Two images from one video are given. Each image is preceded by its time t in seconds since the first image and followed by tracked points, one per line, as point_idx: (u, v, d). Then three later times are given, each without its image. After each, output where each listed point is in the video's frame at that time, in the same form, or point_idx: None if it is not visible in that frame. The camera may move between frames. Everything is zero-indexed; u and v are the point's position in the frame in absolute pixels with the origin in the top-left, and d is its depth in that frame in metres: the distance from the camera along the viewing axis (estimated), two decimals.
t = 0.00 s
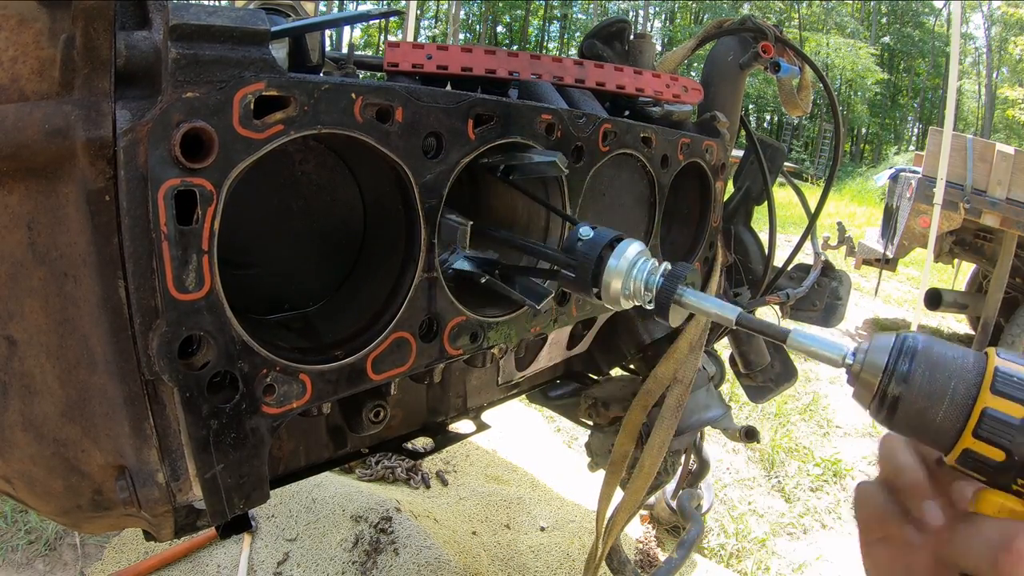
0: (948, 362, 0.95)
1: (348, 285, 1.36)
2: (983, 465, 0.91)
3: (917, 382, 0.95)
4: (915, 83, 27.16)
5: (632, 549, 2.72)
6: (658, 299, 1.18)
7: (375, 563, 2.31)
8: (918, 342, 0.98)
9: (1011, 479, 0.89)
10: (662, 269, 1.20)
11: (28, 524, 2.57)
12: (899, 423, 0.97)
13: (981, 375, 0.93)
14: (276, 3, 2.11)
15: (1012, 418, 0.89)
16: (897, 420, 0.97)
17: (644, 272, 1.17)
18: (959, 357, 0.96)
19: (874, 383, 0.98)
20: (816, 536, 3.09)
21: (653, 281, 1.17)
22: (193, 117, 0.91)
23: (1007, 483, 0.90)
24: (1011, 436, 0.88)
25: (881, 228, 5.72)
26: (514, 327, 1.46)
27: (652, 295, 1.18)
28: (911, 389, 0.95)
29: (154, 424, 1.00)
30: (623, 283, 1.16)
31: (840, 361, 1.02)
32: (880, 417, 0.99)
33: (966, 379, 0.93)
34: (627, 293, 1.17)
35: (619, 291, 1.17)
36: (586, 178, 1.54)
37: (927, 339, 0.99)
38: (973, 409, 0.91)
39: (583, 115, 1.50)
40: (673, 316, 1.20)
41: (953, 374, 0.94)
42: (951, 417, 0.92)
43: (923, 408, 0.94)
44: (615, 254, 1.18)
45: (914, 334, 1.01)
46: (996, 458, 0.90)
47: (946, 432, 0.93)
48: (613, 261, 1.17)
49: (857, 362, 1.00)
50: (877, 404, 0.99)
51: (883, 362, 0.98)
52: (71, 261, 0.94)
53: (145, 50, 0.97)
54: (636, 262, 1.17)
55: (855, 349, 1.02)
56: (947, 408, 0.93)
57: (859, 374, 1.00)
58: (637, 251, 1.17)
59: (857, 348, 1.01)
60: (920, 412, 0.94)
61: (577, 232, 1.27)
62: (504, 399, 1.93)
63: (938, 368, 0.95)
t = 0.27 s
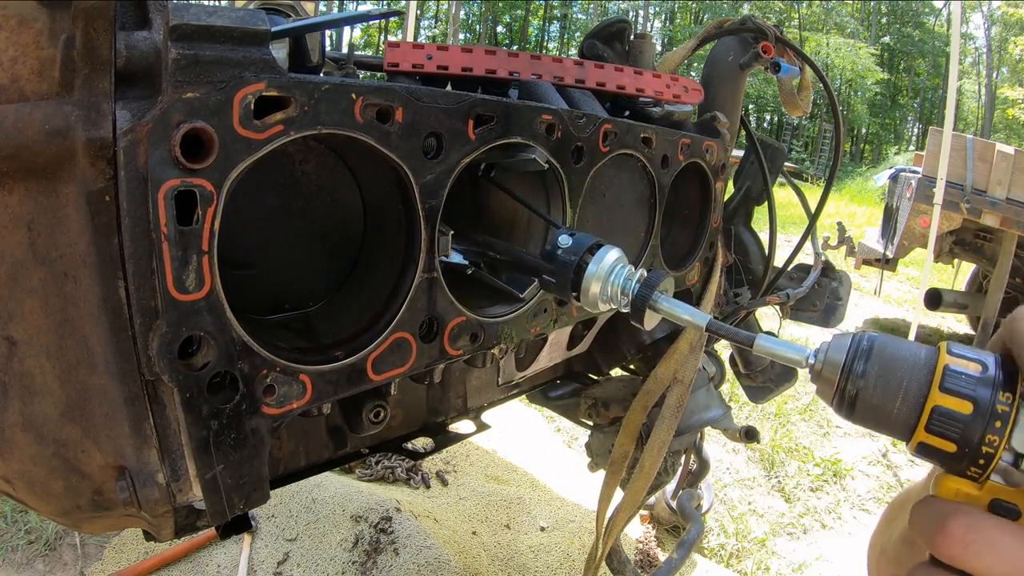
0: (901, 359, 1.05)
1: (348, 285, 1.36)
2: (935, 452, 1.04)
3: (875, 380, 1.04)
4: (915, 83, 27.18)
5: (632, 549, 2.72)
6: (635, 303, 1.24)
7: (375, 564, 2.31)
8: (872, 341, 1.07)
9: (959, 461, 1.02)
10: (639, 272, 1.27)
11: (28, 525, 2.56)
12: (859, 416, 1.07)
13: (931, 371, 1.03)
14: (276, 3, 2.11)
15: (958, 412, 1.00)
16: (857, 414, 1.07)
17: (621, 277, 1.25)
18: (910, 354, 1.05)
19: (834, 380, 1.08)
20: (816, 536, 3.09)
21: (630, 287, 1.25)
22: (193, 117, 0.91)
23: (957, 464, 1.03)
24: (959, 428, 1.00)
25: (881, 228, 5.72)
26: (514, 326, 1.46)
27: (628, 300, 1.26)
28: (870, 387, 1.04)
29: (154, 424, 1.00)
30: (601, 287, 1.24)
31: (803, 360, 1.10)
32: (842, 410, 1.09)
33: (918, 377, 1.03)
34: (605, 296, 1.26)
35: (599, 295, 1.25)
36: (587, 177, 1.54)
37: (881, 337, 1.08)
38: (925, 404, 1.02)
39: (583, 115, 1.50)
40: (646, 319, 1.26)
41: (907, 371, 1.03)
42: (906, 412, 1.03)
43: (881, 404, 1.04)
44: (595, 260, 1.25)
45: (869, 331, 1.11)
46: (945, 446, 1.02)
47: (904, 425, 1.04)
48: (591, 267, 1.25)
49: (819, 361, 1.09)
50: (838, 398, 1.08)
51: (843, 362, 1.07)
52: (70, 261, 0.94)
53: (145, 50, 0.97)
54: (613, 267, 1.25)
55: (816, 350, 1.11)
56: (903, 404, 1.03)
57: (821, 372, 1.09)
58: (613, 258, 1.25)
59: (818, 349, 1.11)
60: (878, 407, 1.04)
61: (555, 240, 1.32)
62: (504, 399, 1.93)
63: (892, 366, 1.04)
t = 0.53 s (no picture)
0: (908, 349, 0.99)
1: (348, 286, 1.36)
2: (942, 446, 0.98)
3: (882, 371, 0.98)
4: (915, 83, 27.19)
5: (632, 549, 2.72)
6: (630, 295, 1.20)
7: (375, 564, 2.31)
8: (879, 330, 1.01)
9: (967, 455, 0.97)
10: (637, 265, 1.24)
11: (28, 524, 2.56)
12: (864, 408, 1.01)
13: (939, 362, 0.97)
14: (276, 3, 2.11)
15: (967, 404, 0.95)
16: (862, 406, 1.01)
17: (617, 269, 1.22)
18: (917, 343, 0.99)
19: (838, 371, 1.01)
20: (816, 536, 3.09)
21: (624, 278, 1.21)
22: (193, 117, 0.91)
23: (965, 458, 0.98)
24: (968, 422, 0.95)
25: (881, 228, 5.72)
26: (514, 326, 1.46)
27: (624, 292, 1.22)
28: (876, 379, 0.98)
29: (154, 424, 1.00)
30: (594, 278, 1.22)
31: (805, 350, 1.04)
32: (845, 402, 1.02)
33: (926, 368, 0.97)
34: (599, 288, 1.23)
35: (594, 288, 1.23)
36: (587, 177, 1.54)
37: (886, 326, 1.02)
38: (933, 396, 0.96)
39: (583, 115, 1.50)
40: (643, 312, 1.20)
41: (914, 362, 0.98)
42: (915, 404, 0.97)
43: (887, 396, 0.98)
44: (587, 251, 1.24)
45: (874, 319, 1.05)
46: (954, 439, 0.96)
47: (911, 418, 0.98)
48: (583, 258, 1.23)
49: (822, 351, 1.03)
50: (842, 389, 1.02)
51: (849, 353, 1.01)
52: (71, 261, 0.94)
53: (145, 50, 0.97)
54: (607, 259, 1.22)
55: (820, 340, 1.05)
56: (911, 396, 0.97)
57: (824, 362, 1.03)
58: (606, 249, 1.23)
59: (822, 339, 1.04)
60: (885, 400, 0.98)
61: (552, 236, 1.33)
62: (504, 399, 1.93)
63: (899, 356, 0.98)
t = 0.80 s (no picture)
0: (917, 331, 0.97)
1: (348, 285, 1.36)
2: (951, 431, 0.97)
3: (890, 356, 0.96)
4: (915, 83, 27.19)
5: (632, 549, 2.72)
6: (633, 278, 1.25)
7: (375, 564, 2.31)
8: (885, 312, 0.99)
9: (976, 440, 0.96)
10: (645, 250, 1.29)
11: (28, 524, 2.57)
12: (870, 392, 0.99)
13: (947, 346, 0.95)
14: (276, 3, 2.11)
15: (977, 391, 0.93)
16: (871, 391, 0.99)
17: (623, 254, 1.28)
18: (925, 326, 0.97)
19: (844, 355, 1.00)
20: (816, 536, 3.09)
21: (627, 261, 1.27)
22: (193, 117, 0.91)
23: (974, 444, 0.96)
24: (978, 408, 0.93)
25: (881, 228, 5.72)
26: (514, 326, 1.46)
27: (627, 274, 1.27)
28: (884, 362, 0.96)
29: (154, 424, 1.00)
30: (598, 261, 1.28)
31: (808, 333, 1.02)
32: (852, 386, 1.01)
33: (934, 352, 0.95)
34: (604, 270, 1.29)
35: (599, 271, 1.29)
36: (586, 178, 1.54)
37: (893, 307, 0.99)
38: (941, 381, 0.94)
39: (583, 116, 1.50)
40: (645, 294, 1.25)
41: (923, 345, 0.95)
42: (922, 389, 0.95)
43: (896, 380, 0.96)
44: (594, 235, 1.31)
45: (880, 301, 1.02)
46: (962, 426, 0.95)
47: (920, 402, 0.96)
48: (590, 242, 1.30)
49: (828, 336, 1.01)
50: (848, 374, 1.01)
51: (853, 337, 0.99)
52: (71, 261, 0.94)
53: (144, 50, 0.97)
54: (611, 243, 1.29)
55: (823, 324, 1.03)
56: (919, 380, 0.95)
57: (830, 347, 1.01)
58: (612, 234, 1.30)
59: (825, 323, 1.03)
60: (893, 384, 0.96)
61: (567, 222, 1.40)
62: (504, 399, 1.93)
63: (908, 340, 0.96)
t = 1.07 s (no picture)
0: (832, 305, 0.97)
1: (348, 286, 1.36)
2: (865, 401, 0.98)
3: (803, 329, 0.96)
4: (915, 83, 27.19)
5: (632, 549, 2.72)
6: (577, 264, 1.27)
7: (375, 564, 2.31)
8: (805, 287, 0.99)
9: (890, 407, 0.97)
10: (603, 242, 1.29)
11: (28, 524, 2.57)
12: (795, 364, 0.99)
13: (862, 320, 0.96)
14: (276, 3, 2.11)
15: (885, 364, 0.94)
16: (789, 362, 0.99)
17: (573, 243, 1.30)
18: (836, 299, 0.97)
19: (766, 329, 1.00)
20: (816, 536, 3.09)
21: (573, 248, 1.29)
22: (194, 117, 0.91)
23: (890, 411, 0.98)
24: (887, 379, 0.95)
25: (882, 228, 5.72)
26: (513, 326, 1.46)
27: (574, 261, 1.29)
28: (800, 336, 0.97)
29: (154, 424, 1.00)
30: (548, 249, 1.32)
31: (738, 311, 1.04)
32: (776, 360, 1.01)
33: (847, 326, 0.95)
34: (554, 259, 1.32)
35: (550, 259, 1.33)
36: (587, 178, 1.54)
37: (810, 283, 1.00)
38: (852, 356, 0.95)
39: (583, 116, 1.50)
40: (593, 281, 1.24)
41: (837, 320, 0.96)
42: (832, 363, 0.96)
43: (813, 354, 0.96)
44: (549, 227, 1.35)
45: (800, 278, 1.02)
46: (875, 396, 0.97)
47: (836, 372, 0.97)
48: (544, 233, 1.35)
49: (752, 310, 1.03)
50: (771, 347, 1.01)
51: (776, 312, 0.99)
52: (71, 261, 0.94)
53: (145, 50, 0.96)
54: (563, 233, 1.33)
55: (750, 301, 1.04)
56: (836, 353, 0.95)
57: (754, 321, 1.02)
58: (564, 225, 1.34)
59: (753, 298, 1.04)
60: (809, 356, 0.97)
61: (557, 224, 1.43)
62: (504, 399, 1.93)
63: (821, 314, 0.96)
